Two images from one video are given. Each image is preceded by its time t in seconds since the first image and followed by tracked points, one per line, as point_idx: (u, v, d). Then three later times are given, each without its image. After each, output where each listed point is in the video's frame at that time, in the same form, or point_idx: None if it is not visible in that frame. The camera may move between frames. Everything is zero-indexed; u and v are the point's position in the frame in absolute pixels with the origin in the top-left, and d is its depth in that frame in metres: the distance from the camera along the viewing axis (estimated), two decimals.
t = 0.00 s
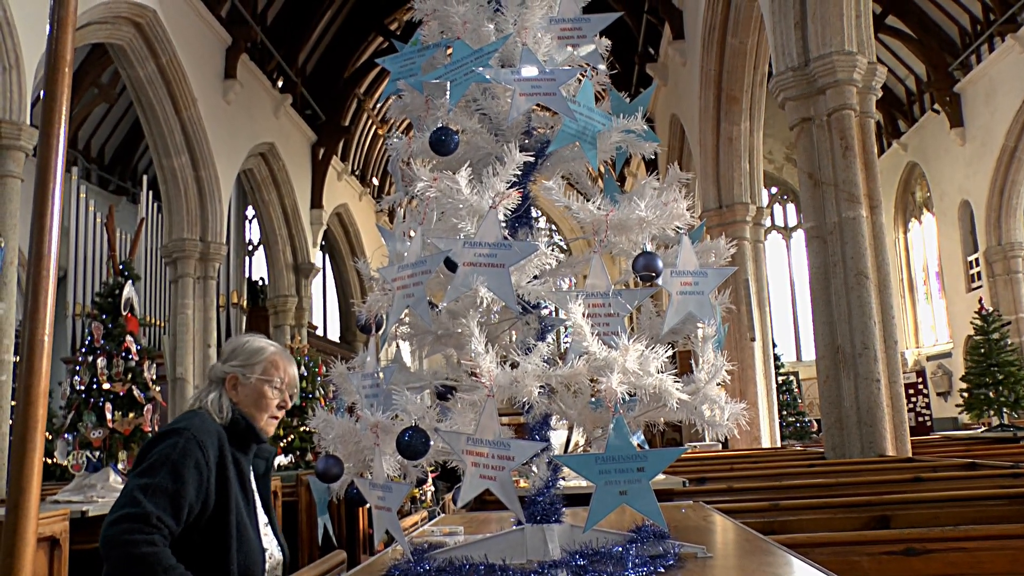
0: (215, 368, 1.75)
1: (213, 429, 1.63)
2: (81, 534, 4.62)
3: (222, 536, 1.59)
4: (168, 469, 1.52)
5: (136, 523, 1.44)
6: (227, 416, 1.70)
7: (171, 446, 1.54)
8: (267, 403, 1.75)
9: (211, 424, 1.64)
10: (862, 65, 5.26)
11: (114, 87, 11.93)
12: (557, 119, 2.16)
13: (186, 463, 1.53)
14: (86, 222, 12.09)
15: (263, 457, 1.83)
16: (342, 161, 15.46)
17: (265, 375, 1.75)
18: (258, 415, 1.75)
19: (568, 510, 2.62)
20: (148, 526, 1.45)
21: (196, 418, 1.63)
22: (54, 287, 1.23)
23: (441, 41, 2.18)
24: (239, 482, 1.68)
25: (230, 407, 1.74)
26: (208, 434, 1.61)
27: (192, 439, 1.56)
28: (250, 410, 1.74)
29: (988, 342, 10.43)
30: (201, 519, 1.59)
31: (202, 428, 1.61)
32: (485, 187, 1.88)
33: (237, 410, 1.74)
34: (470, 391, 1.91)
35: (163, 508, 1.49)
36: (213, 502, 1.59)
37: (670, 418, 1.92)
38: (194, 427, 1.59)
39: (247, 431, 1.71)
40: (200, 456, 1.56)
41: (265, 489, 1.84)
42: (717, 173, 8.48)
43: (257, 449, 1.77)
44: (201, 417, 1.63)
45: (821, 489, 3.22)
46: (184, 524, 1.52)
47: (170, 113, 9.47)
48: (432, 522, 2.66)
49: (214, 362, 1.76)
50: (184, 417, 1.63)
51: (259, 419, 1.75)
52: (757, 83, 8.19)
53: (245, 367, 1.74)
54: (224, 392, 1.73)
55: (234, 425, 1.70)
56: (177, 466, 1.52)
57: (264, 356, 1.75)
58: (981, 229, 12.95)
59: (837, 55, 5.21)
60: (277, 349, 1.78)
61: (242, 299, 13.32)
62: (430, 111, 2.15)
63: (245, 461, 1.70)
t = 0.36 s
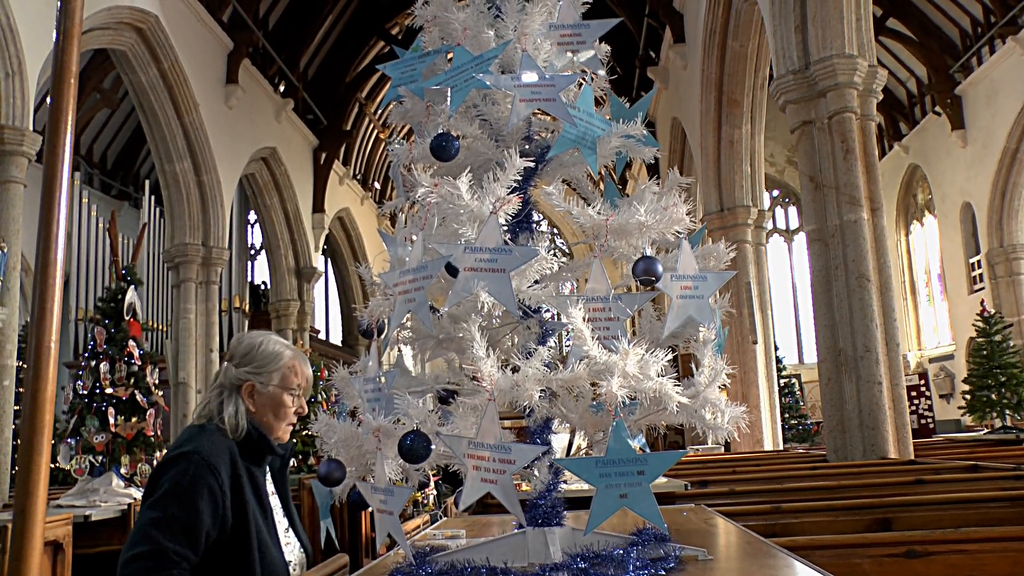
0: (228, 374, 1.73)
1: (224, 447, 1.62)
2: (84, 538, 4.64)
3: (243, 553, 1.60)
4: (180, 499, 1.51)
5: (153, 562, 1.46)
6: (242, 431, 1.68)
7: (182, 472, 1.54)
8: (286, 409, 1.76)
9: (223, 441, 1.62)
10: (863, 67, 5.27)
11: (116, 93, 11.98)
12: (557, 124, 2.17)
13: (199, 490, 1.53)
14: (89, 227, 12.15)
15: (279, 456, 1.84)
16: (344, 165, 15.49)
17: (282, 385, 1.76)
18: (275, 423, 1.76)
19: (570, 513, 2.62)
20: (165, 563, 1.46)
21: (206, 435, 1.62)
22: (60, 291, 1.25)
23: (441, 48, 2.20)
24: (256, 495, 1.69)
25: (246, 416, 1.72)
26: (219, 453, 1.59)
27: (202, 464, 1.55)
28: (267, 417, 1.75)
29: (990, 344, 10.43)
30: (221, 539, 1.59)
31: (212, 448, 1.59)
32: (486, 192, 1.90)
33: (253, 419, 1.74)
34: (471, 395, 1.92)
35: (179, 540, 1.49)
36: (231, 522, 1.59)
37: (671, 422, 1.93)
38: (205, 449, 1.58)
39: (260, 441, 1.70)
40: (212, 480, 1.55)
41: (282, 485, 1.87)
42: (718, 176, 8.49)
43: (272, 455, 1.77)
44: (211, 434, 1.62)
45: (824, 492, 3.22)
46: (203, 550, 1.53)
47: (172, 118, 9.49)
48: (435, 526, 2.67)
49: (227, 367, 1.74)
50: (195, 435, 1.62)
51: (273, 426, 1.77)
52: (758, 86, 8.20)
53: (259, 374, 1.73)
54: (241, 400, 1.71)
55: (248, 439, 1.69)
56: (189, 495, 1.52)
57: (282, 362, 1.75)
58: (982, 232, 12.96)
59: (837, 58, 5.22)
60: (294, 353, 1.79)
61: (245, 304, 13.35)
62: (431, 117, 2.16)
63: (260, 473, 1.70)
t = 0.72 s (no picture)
0: (261, 380, 1.77)
1: (255, 453, 1.65)
2: (86, 542, 4.65)
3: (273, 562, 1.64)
4: (210, 505, 1.54)
5: (182, 568, 1.49)
6: (271, 438, 1.72)
7: (214, 479, 1.57)
8: (315, 418, 1.80)
9: (254, 448, 1.66)
10: (865, 71, 5.28)
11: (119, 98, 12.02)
12: (559, 130, 2.18)
13: (229, 496, 1.56)
14: (93, 231, 12.19)
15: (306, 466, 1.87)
16: (346, 170, 15.53)
17: (313, 395, 1.80)
18: (303, 432, 1.79)
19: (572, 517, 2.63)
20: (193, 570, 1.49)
21: (239, 442, 1.65)
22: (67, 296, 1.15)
23: (443, 54, 2.21)
24: (285, 502, 1.72)
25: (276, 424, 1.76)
26: (251, 460, 1.62)
27: (233, 470, 1.58)
28: (296, 426, 1.78)
29: (993, 347, 10.43)
30: (251, 547, 1.62)
31: (244, 455, 1.62)
32: (488, 198, 1.91)
33: (283, 427, 1.77)
34: (473, 400, 1.92)
35: (208, 547, 1.53)
36: (261, 530, 1.62)
37: (672, 426, 1.93)
38: (236, 455, 1.61)
39: (289, 449, 1.74)
40: (244, 486, 1.58)
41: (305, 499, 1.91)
42: (720, 180, 8.49)
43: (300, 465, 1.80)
44: (244, 442, 1.65)
45: (826, 496, 3.22)
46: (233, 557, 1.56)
47: (176, 123, 9.52)
48: (438, 530, 2.67)
49: (259, 372, 1.78)
50: (227, 440, 1.65)
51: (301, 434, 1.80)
52: (760, 90, 8.21)
53: (291, 382, 1.77)
54: (272, 409, 1.75)
55: (278, 446, 1.72)
56: (221, 502, 1.55)
57: (313, 372, 1.80)
58: (985, 235, 12.96)
59: (839, 62, 5.22)
60: (325, 363, 1.83)
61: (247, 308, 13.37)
62: (433, 123, 2.18)
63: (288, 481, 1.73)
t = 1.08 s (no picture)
0: (278, 375, 1.93)
1: (274, 443, 1.75)
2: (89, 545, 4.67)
3: (291, 545, 1.75)
4: (235, 490, 1.64)
5: (212, 548, 1.58)
6: (287, 429, 1.88)
7: (237, 464, 1.66)
8: (327, 414, 1.98)
9: (272, 438, 1.76)
10: (867, 77, 5.28)
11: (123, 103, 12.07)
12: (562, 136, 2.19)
13: (253, 481, 1.66)
14: (96, 235, 12.26)
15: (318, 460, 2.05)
16: (348, 174, 15.56)
17: (326, 391, 1.97)
18: (314, 425, 1.97)
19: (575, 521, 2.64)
20: (223, 549, 1.58)
21: (258, 431, 1.75)
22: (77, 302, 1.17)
23: (446, 60, 2.23)
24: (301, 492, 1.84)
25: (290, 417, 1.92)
26: (270, 448, 1.73)
27: (256, 456, 1.69)
28: (308, 420, 1.96)
29: (995, 353, 10.42)
30: (271, 533, 1.73)
31: (264, 442, 1.72)
32: (492, 203, 1.92)
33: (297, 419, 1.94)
34: (477, 404, 1.93)
35: (234, 529, 1.62)
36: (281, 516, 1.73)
37: (675, 431, 1.93)
38: (257, 443, 1.71)
39: (305, 441, 1.91)
40: (265, 471, 1.68)
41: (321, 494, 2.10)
42: (723, 186, 8.50)
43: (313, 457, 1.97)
44: (263, 431, 1.75)
45: (827, 501, 3.23)
46: (255, 539, 1.65)
47: (178, 127, 9.55)
48: (440, 534, 2.68)
49: (277, 369, 1.95)
50: (247, 430, 1.75)
51: (311, 429, 1.97)
52: (762, 95, 8.23)
53: (307, 377, 1.94)
54: (288, 401, 1.92)
55: (293, 438, 1.90)
56: (244, 485, 1.65)
57: (327, 371, 1.97)
58: (987, 240, 12.96)
59: (841, 67, 5.23)
60: (339, 365, 2.00)
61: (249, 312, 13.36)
62: (437, 128, 2.19)
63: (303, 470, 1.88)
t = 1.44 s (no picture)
0: (283, 378, 1.96)
1: (276, 446, 1.75)
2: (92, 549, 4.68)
3: (295, 547, 1.75)
4: (237, 494, 1.64)
5: (216, 552, 1.58)
6: (289, 432, 1.90)
7: (239, 469, 1.67)
8: (330, 417, 1.99)
9: (274, 441, 1.76)
10: (869, 82, 5.28)
11: (126, 107, 12.11)
12: (564, 141, 2.20)
13: (254, 485, 1.66)
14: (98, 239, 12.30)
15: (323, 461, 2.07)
16: (351, 179, 15.58)
17: (329, 395, 1.98)
18: (318, 428, 1.99)
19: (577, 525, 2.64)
20: (227, 553, 1.59)
21: (259, 436, 1.75)
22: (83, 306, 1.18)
23: (450, 65, 2.24)
24: (304, 495, 1.84)
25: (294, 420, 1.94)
26: (272, 451, 1.73)
27: (257, 460, 1.69)
28: (312, 423, 1.98)
29: (997, 358, 10.41)
30: (275, 536, 1.74)
31: (265, 446, 1.72)
32: (495, 208, 1.92)
33: (300, 422, 1.96)
34: (479, 408, 1.94)
35: (237, 533, 1.62)
36: (284, 519, 1.73)
37: (677, 436, 1.94)
38: (258, 447, 1.71)
39: (308, 444, 1.93)
40: (267, 475, 1.69)
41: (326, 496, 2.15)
42: (725, 191, 8.51)
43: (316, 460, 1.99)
44: (264, 434, 1.76)
45: (829, 506, 3.23)
46: (259, 543, 1.66)
47: (181, 131, 9.58)
48: (442, 538, 2.69)
49: (283, 371, 1.97)
50: (248, 434, 1.76)
51: (314, 432, 1.99)
52: (764, 100, 8.24)
53: (311, 380, 1.96)
54: (291, 403, 1.93)
55: (295, 440, 1.92)
56: (246, 489, 1.65)
57: (332, 374, 1.99)
58: (989, 245, 12.97)
59: (843, 72, 5.23)
60: (344, 369, 2.02)
61: (252, 315, 13.36)
62: (440, 133, 2.20)
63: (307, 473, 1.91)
